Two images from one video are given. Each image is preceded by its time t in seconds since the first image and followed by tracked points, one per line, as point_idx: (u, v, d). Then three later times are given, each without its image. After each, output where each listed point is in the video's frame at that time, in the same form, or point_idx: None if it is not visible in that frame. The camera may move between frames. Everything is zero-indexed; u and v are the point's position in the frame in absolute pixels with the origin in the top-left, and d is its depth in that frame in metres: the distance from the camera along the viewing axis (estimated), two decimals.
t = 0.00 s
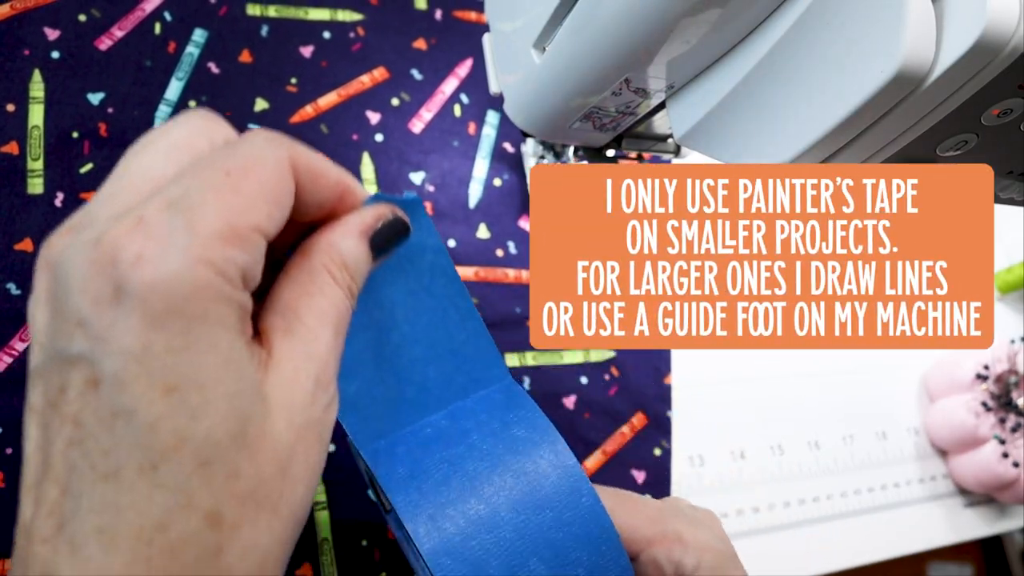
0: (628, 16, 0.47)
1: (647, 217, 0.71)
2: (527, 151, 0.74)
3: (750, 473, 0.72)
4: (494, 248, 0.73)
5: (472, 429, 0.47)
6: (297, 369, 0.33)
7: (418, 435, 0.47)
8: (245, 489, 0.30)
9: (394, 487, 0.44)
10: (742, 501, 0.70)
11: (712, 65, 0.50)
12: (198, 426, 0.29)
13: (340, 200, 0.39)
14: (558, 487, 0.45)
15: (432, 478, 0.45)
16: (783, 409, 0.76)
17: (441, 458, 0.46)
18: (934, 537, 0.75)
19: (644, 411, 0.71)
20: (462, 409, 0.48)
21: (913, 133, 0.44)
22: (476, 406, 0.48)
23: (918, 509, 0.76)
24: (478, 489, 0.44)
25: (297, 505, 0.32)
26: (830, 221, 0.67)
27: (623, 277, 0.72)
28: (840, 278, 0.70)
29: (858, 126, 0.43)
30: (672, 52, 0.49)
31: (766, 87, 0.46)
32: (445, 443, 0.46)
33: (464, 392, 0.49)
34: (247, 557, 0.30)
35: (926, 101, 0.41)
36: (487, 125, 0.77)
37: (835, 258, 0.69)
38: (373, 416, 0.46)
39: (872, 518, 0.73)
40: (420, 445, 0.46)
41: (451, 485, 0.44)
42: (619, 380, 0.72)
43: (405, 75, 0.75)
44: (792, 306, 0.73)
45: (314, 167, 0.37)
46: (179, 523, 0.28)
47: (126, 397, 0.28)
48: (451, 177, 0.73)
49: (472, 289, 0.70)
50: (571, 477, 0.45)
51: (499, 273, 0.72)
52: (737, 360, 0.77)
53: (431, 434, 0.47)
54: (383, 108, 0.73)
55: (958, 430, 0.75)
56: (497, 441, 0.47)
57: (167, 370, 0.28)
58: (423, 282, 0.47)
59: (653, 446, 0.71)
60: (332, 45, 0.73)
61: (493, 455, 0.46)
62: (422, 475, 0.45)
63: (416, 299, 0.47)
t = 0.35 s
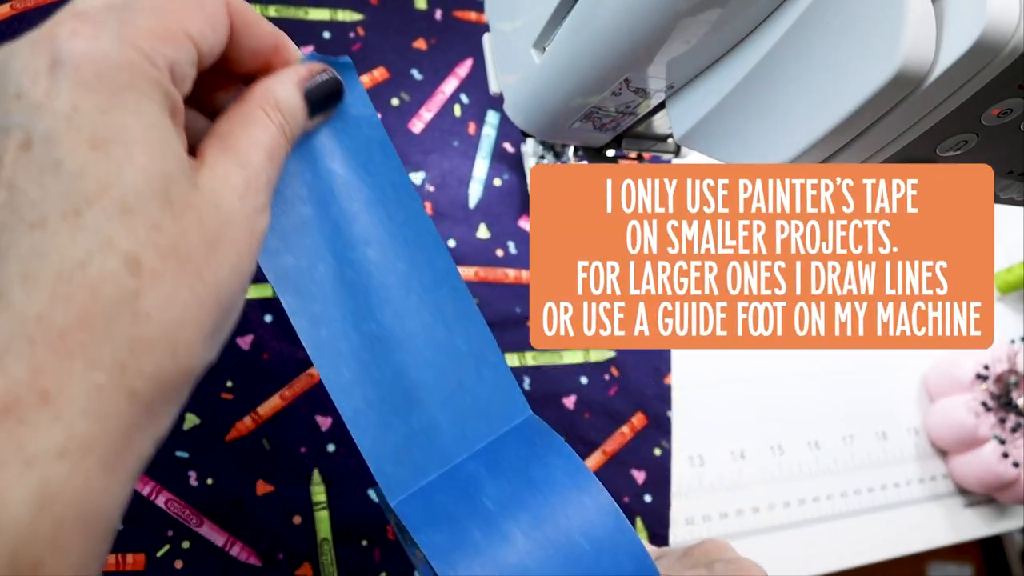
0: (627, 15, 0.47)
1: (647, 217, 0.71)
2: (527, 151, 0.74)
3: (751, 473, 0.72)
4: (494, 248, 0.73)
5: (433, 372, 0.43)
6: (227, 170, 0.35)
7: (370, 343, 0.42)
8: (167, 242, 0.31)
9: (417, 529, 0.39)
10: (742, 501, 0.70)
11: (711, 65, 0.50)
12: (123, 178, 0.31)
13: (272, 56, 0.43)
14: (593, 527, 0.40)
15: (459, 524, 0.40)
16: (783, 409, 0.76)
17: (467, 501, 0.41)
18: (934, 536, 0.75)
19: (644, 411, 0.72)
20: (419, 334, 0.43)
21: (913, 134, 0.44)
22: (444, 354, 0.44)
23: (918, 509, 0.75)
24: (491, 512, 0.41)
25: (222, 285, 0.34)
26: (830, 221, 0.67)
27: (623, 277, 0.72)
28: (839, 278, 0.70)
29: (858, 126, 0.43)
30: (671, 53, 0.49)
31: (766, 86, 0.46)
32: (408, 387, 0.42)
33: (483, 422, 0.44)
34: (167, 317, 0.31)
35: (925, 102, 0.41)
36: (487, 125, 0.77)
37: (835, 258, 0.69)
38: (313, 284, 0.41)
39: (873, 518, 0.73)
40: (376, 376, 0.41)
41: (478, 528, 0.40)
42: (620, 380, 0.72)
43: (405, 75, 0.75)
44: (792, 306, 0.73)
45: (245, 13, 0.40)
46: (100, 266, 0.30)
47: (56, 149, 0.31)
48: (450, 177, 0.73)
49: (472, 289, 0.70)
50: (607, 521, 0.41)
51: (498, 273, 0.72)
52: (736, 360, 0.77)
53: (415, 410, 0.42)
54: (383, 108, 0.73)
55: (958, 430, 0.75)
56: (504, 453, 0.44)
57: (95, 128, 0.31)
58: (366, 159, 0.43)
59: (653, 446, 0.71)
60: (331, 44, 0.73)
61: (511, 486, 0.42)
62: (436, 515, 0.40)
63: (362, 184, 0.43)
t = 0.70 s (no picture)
0: (629, 17, 0.47)
1: (647, 217, 0.71)
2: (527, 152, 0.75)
3: (751, 473, 0.72)
4: (494, 248, 0.73)
5: (355, 351, 0.46)
6: (101, 71, 0.41)
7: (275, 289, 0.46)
8: (54, 108, 0.38)
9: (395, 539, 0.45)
10: (742, 501, 0.70)
11: (710, 66, 0.51)
12: (8, 61, 0.37)
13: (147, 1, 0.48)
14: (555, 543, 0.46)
15: None
16: (782, 408, 0.76)
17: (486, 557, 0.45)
18: (934, 537, 0.75)
19: (644, 412, 0.72)
20: (325, 285, 0.47)
21: (912, 134, 0.44)
22: (392, 374, 0.47)
23: (919, 510, 0.75)
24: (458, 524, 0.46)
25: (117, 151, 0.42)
26: (830, 221, 0.67)
27: (623, 277, 0.71)
28: (840, 278, 0.70)
29: (859, 125, 0.43)
30: (672, 53, 0.49)
31: (765, 86, 0.46)
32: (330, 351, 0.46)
33: (472, 498, 0.46)
34: (62, 160, 0.38)
35: (926, 102, 0.41)
36: (488, 124, 0.77)
37: (835, 258, 0.68)
38: (179, 177, 0.46)
39: (873, 518, 0.73)
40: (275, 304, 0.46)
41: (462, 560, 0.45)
42: (619, 380, 0.73)
43: (404, 75, 0.75)
44: (792, 306, 0.72)
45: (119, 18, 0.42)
46: (1, 124, 0.36)
47: None
48: (450, 177, 0.74)
49: (472, 289, 0.71)
50: None
51: (498, 273, 0.73)
52: (736, 360, 0.77)
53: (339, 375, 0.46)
54: (382, 108, 0.73)
55: (957, 430, 0.75)
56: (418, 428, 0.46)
57: None
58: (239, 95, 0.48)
59: (653, 446, 0.71)
60: (331, 45, 0.73)
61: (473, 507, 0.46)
62: (414, 533, 0.45)
63: (247, 124, 0.48)
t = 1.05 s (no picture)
0: (630, 16, 0.47)
1: (647, 217, 0.70)
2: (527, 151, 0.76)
3: (753, 473, 0.72)
4: (494, 247, 0.73)
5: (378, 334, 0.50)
6: None
7: (245, 198, 0.51)
8: None
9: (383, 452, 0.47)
10: (744, 501, 0.70)
11: (711, 67, 0.50)
12: None
13: None
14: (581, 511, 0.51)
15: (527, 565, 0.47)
16: (784, 408, 0.75)
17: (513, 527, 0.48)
18: (936, 538, 0.74)
19: (646, 412, 0.73)
20: (340, 266, 0.51)
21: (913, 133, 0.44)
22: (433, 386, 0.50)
23: (922, 511, 0.75)
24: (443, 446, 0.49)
25: None
26: (830, 221, 0.66)
27: (623, 278, 0.70)
28: (840, 278, 0.69)
29: (859, 126, 0.43)
30: (671, 53, 0.48)
31: (766, 85, 0.46)
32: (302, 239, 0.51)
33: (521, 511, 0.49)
34: None
35: (927, 102, 0.41)
36: (488, 122, 0.77)
37: (836, 257, 0.68)
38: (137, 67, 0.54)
39: (875, 518, 0.73)
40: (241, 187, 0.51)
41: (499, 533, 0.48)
42: (620, 380, 0.74)
43: (404, 73, 0.75)
44: (793, 306, 0.71)
45: None
46: None
47: None
48: (450, 176, 0.73)
49: (472, 288, 0.71)
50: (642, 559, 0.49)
51: (498, 273, 0.73)
52: (738, 360, 0.76)
53: (311, 286, 0.50)
54: (382, 107, 0.73)
55: (959, 431, 0.75)
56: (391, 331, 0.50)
57: None
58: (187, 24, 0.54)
59: (654, 447, 0.72)
60: (330, 43, 0.73)
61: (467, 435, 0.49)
62: (401, 441, 0.48)
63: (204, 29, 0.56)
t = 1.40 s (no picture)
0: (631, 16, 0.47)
1: (647, 217, 0.70)
2: (527, 151, 0.76)
3: (752, 473, 0.72)
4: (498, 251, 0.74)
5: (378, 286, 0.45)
6: None
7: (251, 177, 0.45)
8: None
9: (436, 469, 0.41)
10: (743, 501, 0.70)
11: (711, 65, 0.50)
12: None
13: None
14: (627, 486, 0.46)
15: None
16: (788, 409, 0.75)
17: (565, 557, 0.41)
18: (936, 538, 0.74)
19: (650, 415, 0.74)
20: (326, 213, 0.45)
21: (913, 135, 0.44)
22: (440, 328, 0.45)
23: (924, 511, 0.75)
24: (490, 439, 0.43)
25: None
26: (830, 221, 0.66)
27: (623, 277, 0.70)
28: (839, 278, 0.69)
29: (859, 126, 0.43)
30: (672, 52, 0.48)
31: (765, 87, 0.46)
32: (327, 205, 0.46)
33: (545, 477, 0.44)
34: None
35: (927, 102, 0.41)
36: (491, 125, 0.77)
37: (835, 258, 0.68)
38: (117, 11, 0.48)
39: (877, 519, 0.73)
40: (249, 152, 0.46)
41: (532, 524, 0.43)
42: (625, 384, 0.74)
43: (405, 76, 0.75)
44: (793, 306, 0.71)
45: None
46: None
47: None
48: (454, 179, 0.74)
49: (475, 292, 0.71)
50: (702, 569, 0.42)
51: (502, 277, 0.73)
52: (738, 360, 0.77)
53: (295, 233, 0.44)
54: (384, 110, 0.73)
55: (959, 431, 0.75)
56: (425, 299, 0.45)
57: None
58: None
59: (659, 450, 0.72)
60: (332, 46, 0.73)
61: (511, 414, 0.45)
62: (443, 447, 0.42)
63: None
